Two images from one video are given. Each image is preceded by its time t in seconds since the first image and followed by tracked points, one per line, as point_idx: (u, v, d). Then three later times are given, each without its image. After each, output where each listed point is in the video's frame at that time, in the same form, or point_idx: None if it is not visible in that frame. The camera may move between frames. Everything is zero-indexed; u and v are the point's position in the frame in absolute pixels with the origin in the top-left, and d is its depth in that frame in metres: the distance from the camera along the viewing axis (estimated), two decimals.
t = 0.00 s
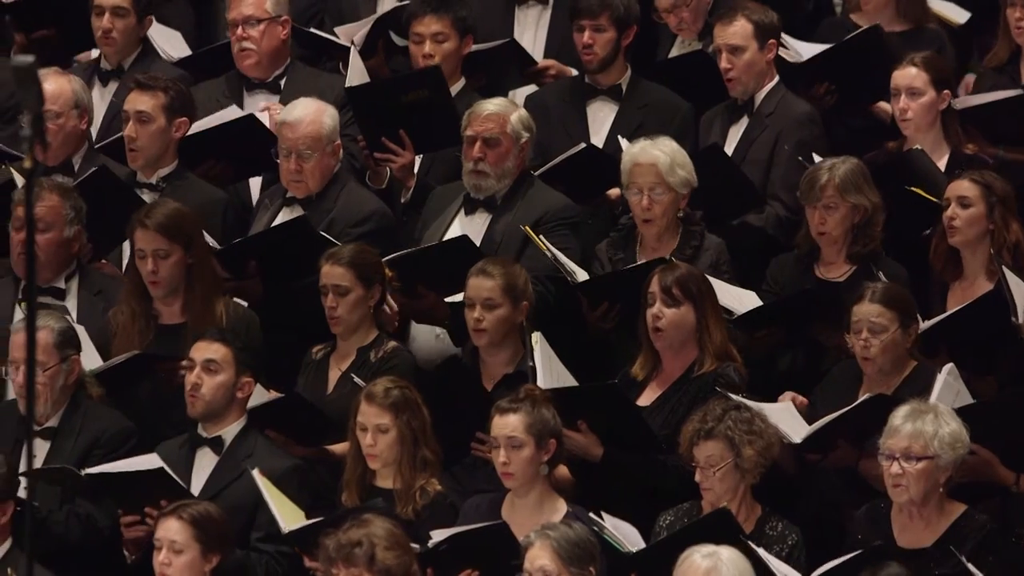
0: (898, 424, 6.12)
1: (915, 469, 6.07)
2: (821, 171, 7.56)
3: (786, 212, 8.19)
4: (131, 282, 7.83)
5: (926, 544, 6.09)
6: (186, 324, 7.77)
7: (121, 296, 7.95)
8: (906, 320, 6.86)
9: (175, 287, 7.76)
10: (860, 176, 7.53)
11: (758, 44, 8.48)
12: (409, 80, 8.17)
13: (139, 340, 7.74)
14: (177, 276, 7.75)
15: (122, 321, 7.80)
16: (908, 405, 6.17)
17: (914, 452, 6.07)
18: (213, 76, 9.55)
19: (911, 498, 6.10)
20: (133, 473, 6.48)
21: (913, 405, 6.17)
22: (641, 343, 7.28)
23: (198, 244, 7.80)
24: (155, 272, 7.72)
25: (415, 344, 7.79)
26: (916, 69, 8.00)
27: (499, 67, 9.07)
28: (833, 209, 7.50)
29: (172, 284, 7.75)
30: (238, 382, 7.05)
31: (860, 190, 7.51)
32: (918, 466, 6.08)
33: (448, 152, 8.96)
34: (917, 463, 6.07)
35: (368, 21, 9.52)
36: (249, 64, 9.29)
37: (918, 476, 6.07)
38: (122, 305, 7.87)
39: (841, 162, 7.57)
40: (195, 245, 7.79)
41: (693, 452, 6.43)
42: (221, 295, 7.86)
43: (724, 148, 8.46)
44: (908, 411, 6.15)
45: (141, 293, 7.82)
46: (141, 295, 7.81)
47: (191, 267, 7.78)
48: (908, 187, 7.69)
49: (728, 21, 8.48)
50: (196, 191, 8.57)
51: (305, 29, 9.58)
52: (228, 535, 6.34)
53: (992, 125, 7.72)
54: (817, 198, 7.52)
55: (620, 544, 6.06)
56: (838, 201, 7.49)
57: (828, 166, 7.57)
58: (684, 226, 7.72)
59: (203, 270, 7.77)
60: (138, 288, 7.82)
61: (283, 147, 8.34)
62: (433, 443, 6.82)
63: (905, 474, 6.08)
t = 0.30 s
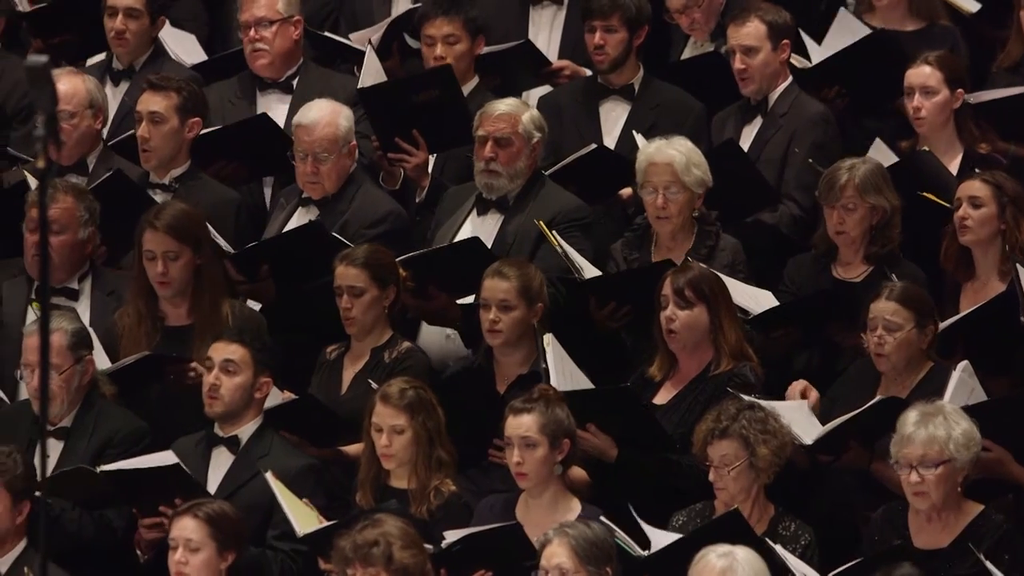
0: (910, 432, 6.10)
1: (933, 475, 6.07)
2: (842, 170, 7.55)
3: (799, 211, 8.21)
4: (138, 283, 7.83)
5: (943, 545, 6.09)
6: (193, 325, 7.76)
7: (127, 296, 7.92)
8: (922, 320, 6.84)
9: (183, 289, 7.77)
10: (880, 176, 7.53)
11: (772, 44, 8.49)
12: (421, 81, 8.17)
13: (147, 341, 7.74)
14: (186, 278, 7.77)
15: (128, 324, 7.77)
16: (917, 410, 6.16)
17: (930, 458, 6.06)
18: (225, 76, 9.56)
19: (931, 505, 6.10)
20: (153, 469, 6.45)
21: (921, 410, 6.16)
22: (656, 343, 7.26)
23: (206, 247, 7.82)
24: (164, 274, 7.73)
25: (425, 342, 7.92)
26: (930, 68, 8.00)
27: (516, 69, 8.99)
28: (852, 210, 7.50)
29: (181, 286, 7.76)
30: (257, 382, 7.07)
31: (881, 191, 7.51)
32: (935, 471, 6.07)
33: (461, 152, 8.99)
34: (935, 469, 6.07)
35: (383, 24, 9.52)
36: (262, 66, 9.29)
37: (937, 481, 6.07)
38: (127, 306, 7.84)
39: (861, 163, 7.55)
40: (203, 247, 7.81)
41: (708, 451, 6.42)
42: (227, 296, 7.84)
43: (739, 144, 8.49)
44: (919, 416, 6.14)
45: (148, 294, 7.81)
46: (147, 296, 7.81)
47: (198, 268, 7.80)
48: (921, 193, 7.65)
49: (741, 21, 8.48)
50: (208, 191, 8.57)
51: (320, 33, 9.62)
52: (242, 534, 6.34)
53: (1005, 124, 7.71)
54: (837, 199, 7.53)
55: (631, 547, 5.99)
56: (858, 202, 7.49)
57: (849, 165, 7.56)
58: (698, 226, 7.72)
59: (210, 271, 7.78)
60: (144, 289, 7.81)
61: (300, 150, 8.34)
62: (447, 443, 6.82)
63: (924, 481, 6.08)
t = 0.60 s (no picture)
0: (921, 434, 6.10)
1: (948, 476, 6.06)
2: (860, 174, 7.54)
3: (808, 210, 8.24)
4: (144, 280, 7.84)
5: (958, 545, 6.08)
6: (199, 326, 7.77)
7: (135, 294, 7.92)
8: (938, 319, 6.84)
9: (188, 286, 7.78)
10: (897, 180, 7.53)
11: (785, 45, 8.47)
12: (433, 81, 8.18)
13: (153, 338, 7.74)
14: (189, 274, 7.77)
15: (136, 323, 7.79)
16: (926, 413, 6.15)
17: (944, 459, 6.06)
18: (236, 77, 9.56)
19: (949, 508, 6.09)
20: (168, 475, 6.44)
21: (930, 412, 6.15)
22: (666, 342, 7.26)
23: (211, 245, 7.83)
24: (167, 267, 7.74)
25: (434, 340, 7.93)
26: (942, 68, 7.96)
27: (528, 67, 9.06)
28: (870, 214, 7.51)
29: (186, 283, 7.77)
30: (269, 383, 7.08)
31: (899, 195, 7.51)
32: (950, 472, 6.06)
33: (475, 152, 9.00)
34: (949, 470, 6.06)
35: (394, 24, 9.51)
36: (282, 72, 9.30)
37: (952, 482, 6.06)
38: (135, 304, 7.85)
39: (879, 165, 7.55)
40: (209, 245, 7.83)
41: (721, 449, 6.41)
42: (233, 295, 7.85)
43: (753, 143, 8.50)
44: (928, 418, 6.13)
45: (152, 292, 7.81)
46: (153, 293, 7.81)
47: (204, 266, 7.81)
48: (934, 194, 7.69)
49: (755, 22, 8.45)
50: (220, 192, 8.57)
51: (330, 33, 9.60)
52: (255, 534, 6.34)
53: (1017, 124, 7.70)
54: (856, 203, 7.52)
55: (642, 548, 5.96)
56: (877, 207, 7.50)
57: (867, 169, 7.55)
58: (712, 227, 7.72)
59: (217, 270, 7.80)
60: (150, 286, 7.81)
61: (311, 150, 8.35)
62: (459, 443, 6.82)
63: (939, 483, 6.07)
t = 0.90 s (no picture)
0: (930, 436, 6.08)
1: (958, 478, 6.05)
2: (875, 178, 7.53)
3: (814, 208, 8.20)
4: (163, 281, 7.86)
5: (970, 546, 6.08)
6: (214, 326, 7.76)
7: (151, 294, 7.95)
8: (949, 320, 6.83)
9: (207, 291, 7.77)
10: (912, 182, 7.51)
11: (798, 46, 8.45)
12: (444, 79, 8.19)
13: (168, 340, 7.76)
14: (209, 280, 7.77)
15: (154, 322, 7.82)
16: (933, 415, 6.13)
17: (953, 460, 6.05)
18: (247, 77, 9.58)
19: (961, 510, 6.08)
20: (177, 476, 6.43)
21: (938, 414, 6.13)
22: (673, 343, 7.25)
23: (230, 250, 7.81)
24: (186, 275, 7.74)
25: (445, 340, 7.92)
26: (953, 69, 7.95)
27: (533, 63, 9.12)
28: (885, 218, 7.49)
29: (205, 289, 7.77)
30: (282, 384, 7.08)
31: (914, 198, 7.49)
32: (960, 474, 6.05)
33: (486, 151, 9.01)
34: (959, 471, 6.05)
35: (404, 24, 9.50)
36: (299, 76, 9.32)
37: (962, 484, 6.05)
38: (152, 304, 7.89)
39: (893, 168, 7.54)
40: (227, 251, 7.81)
41: (733, 443, 6.38)
42: (248, 296, 7.86)
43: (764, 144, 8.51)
44: (936, 421, 6.11)
45: (170, 293, 7.84)
46: (170, 295, 7.83)
47: (221, 272, 7.79)
48: (954, 182, 7.68)
49: (769, 23, 8.43)
50: (230, 192, 8.57)
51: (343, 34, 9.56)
52: (267, 534, 6.34)
53: None
54: (870, 207, 7.51)
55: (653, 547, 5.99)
56: (892, 211, 7.48)
57: (882, 172, 7.54)
58: (723, 227, 7.71)
59: (232, 282, 7.77)
60: (167, 289, 7.83)
61: (320, 150, 8.35)
62: (469, 443, 6.82)
63: (950, 485, 6.06)
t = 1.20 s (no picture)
0: (938, 439, 6.07)
1: (967, 479, 6.04)
2: (888, 178, 7.52)
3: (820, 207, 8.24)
4: (187, 279, 7.87)
5: (980, 546, 6.08)
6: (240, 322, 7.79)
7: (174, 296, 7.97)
8: (961, 320, 6.82)
9: (231, 291, 7.79)
10: (925, 183, 7.51)
11: (812, 46, 8.46)
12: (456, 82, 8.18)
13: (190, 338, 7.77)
14: (231, 281, 7.78)
15: (174, 321, 7.82)
16: (939, 417, 6.13)
17: (962, 462, 6.04)
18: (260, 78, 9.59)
19: (971, 511, 6.07)
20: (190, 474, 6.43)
21: (944, 416, 6.13)
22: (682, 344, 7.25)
23: (256, 252, 7.82)
24: (209, 274, 7.75)
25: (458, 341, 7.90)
26: (967, 69, 7.94)
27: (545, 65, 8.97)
28: (898, 219, 7.49)
29: (227, 290, 7.78)
30: (294, 384, 7.08)
31: (927, 200, 7.49)
32: (969, 475, 6.05)
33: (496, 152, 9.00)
34: (967, 473, 6.04)
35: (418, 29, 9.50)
36: (319, 73, 9.34)
37: (971, 485, 6.05)
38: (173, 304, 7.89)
39: (907, 169, 7.54)
40: (253, 252, 7.81)
41: (748, 443, 6.38)
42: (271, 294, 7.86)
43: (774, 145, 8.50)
44: (942, 423, 6.11)
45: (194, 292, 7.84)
46: (194, 294, 7.84)
47: (247, 274, 7.80)
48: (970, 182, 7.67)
49: (783, 23, 8.45)
50: (241, 191, 8.60)
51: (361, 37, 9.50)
52: (280, 534, 6.35)
53: None
54: (884, 207, 7.51)
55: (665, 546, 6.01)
56: (904, 211, 7.48)
57: (895, 172, 7.54)
58: (738, 228, 7.70)
59: (258, 279, 7.79)
60: (190, 290, 7.84)
61: (323, 146, 8.34)
62: (481, 443, 6.81)
63: (960, 487, 6.05)
